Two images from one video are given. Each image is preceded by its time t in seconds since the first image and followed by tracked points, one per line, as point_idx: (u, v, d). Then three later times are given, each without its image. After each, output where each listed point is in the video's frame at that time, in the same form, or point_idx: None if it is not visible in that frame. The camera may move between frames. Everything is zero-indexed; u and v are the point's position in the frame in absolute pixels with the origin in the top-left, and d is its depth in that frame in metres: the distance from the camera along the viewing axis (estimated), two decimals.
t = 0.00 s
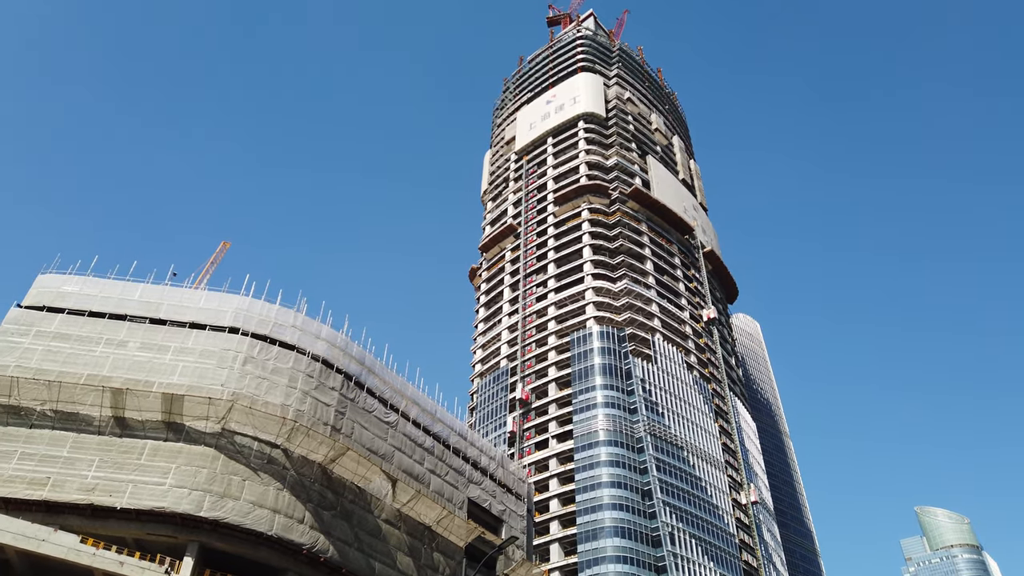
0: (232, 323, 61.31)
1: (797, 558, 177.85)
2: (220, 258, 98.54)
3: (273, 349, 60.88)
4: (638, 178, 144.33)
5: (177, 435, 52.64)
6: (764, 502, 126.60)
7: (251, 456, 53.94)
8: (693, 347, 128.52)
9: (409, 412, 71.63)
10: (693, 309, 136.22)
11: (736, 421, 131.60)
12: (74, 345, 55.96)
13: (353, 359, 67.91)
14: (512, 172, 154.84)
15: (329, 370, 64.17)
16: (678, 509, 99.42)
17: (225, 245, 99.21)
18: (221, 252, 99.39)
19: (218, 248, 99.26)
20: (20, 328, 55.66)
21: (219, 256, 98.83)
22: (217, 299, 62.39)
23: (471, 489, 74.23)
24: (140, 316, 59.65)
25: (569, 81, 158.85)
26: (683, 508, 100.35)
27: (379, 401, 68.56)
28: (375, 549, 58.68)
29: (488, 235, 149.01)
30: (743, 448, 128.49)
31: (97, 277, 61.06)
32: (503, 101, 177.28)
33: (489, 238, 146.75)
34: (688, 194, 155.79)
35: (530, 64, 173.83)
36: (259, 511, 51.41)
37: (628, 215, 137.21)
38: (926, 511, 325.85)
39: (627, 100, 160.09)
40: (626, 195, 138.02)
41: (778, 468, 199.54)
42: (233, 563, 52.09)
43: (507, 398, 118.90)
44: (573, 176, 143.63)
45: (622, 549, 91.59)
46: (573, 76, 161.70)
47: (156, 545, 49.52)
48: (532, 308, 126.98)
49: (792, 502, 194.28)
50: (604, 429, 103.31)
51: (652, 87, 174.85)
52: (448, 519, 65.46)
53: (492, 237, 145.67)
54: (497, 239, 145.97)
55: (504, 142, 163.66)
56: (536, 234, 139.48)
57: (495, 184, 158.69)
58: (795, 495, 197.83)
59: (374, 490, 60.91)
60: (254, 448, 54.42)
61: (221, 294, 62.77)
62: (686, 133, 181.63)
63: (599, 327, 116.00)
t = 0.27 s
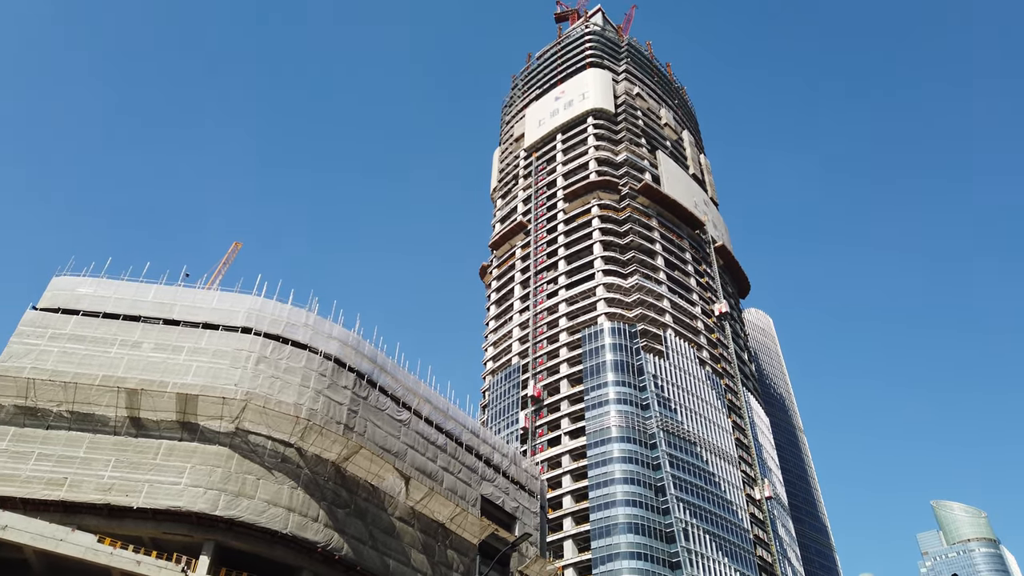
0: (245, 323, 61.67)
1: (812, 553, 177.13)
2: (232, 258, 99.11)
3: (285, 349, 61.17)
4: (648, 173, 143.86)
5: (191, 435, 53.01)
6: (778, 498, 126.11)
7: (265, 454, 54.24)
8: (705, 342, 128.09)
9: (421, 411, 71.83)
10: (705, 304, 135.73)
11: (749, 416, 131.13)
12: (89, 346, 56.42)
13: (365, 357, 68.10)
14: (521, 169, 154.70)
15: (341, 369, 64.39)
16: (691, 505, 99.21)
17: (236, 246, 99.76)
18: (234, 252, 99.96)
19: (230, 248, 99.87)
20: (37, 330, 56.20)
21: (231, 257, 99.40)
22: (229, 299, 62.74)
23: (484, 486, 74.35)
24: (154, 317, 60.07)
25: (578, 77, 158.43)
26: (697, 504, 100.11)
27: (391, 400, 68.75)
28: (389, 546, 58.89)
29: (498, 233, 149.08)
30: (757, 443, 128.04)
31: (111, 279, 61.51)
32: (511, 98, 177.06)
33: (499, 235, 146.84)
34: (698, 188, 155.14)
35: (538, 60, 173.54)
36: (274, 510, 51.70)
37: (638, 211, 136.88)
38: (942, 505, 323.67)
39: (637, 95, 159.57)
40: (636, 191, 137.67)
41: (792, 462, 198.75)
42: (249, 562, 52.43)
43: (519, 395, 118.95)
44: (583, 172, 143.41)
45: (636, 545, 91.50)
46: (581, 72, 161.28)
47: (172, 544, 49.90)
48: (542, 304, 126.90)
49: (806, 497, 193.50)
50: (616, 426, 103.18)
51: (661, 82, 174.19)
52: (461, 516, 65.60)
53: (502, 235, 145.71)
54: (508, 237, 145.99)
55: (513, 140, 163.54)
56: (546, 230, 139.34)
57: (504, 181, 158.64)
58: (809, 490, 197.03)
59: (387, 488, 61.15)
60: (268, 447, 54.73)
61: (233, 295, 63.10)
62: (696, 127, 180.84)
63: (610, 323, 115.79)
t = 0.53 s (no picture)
0: (258, 323, 62.04)
1: (828, 547, 176.33)
2: (245, 258, 99.72)
3: (299, 348, 61.50)
4: (659, 167, 143.36)
5: (206, 434, 53.42)
6: (793, 492, 125.60)
7: (280, 453, 54.58)
8: (718, 337, 127.61)
9: (434, 408, 72.03)
10: (717, 298, 135.22)
11: (764, 410, 130.59)
12: (105, 347, 56.96)
13: (378, 356, 68.35)
14: (531, 165, 154.59)
15: (354, 367, 64.67)
16: (706, 500, 98.95)
17: (249, 246, 100.35)
18: (246, 252, 100.50)
19: (243, 248, 100.45)
20: (53, 332, 56.79)
21: (244, 257, 100.00)
22: (242, 300, 63.13)
23: (498, 483, 74.49)
24: (168, 317, 60.54)
25: (587, 72, 158.01)
26: (711, 498, 99.84)
27: (404, 397, 68.98)
28: (404, 543, 59.15)
29: (509, 229, 149.12)
30: (772, 437, 127.51)
31: (125, 280, 62.03)
32: (520, 94, 176.92)
33: (510, 232, 146.87)
34: (709, 182, 154.44)
35: (547, 56, 173.22)
36: (289, 508, 52.04)
37: (649, 205, 136.47)
38: (959, 498, 321.32)
39: (646, 90, 159.00)
40: (647, 185, 137.23)
41: (808, 456, 197.86)
42: (266, 560, 52.80)
43: (532, 391, 119.04)
44: (593, 167, 143.11)
45: (650, 540, 91.40)
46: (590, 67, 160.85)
47: (190, 543, 50.32)
48: (554, 301, 126.85)
49: (822, 490, 192.58)
50: (630, 421, 103.02)
51: (671, 75, 173.46)
52: (475, 513, 65.76)
53: (513, 232, 145.74)
54: (518, 233, 146.02)
55: (523, 136, 163.41)
56: (557, 226, 139.22)
57: (515, 178, 158.59)
58: (825, 483, 196.15)
59: (401, 486, 61.39)
60: (283, 445, 55.06)
61: (246, 295, 63.48)
62: (706, 121, 179.98)
63: (622, 319, 115.57)
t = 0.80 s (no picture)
0: (271, 322, 62.34)
1: (843, 540, 175.54)
2: (257, 257, 100.26)
3: (311, 346, 61.76)
4: (669, 161, 142.79)
5: (221, 432, 53.77)
6: (808, 485, 125.08)
7: (294, 451, 54.86)
8: (730, 330, 127.09)
9: (446, 404, 72.19)
10: (729, 292, 134.68)
11: (777, 403, 130.05)
12: (119, 347, 57.42)
13: (390, 353, 68.52)
14: (541, 161, 154.40)
15: (367, 365, 64.88)
16: (720, 494, 98.69)
17: (260, 245, 100.88)
18: (258, 251, 100.98)
19: (254, 247, 100.95)
20: (69, 333, 57.31)
21: (256, 256, 100.51)
22: (255, 299, 63.45)
23: (511, 479, 74.59)
24: (182, 317, 60.93)
25: (596, 66, 157.50)
26: (725, 493, 99.57)
27: (417, 394, 69.15)
28: (418, 539, 59.36)
29: (519, 225, 149.08)
30: (785, 431, 126.98)
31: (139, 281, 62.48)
32: (529, 90, 176.64)
33: (520, 228, 146.84)
34: (720, 175, 153.67)
35: (556, 51, 172.79)
36: (304, 505, 52.34)
37: (659, 199, 136.02)
38: (975, 490, 319.16)
39: (655, 83, 158.36)
40: (657, 179, 136.76)
41: (822, 450, 196.98)
42: (281, 557, 53.12)
43: (544, 387, 119.07)
44: (603, 162, 142.72)
45: (664, 535, 91.29)
46: (599, 61, 160.32)
47: (206, 540, 50.68)
48: (565, 296, 126.73)
49: (837, 484, 191.70)
50: (642, 416, 102.87)
51: (680, 69, 172.64)
52: (489, 508, 65.90)
53: (523, 228, 145.71)
54: (528, 229, 145.98)
55: (532, 132, 163.19)
56: (567, 222, 139.00)
57: (524, 174, 158.44)
58: (840, 477, 195.30)
59: (415, 482, 61.57)
60: (297, 443, 55.32)
61: (258, 294, 63.78)
62: (716, 114, 179.06)
63: (634, 314, 115.31)
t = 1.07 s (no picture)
0: (282, 320, 62.58)
1: (858, 533, 174.77)
2: (268, 256, 100.72)
3: (323, 344, 61.97)
4: (678, 155, 142.23)
5: (234, 430, 54.08)
6: (821, 478, 124.56)
7: (307, 448, 55.10)
8: (742, 324, 126.55)
9: (457, 401, 72.30)
10: (740, 285, 134.11)
11: (789, 397, 129.51)
12: (133, 347, 57.84)
13: (401, 350, 68.64)
14: (549, 156, 154.13)
15: (378, 362, 65.04)
16: (733, 488, 98.43)
17: (271, 244, 101.28)
18: (268, 250, 101.37)
19: (265, 246, 101.35)
20: (82, 333, 57.76)
21: (267, 255, 100.93)
22: (265, 297, 63.71)
23: (523, 474, 74.65)
24: (194, 316, 61.29)
25: (604, 60, 156.94)
26: (738, 486, 99.32)
27: (428, 391, 69.28)
28: (431, 535, 59.55)
29: (528, 221, 148.95)
30: (798, 424, 126.46)
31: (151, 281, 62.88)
32: (537, 85, 176.27)
33: (529, 224, 146.75)
34: (730, 168, 152.88)
35: (563, 46, 172.26)
36: (317, 502, 52.60)
37: (669, 193, 135.53)
38: (991, 482, 316.81)
39: (664, 76, 157.65)
40: (666, 173, 136.23)
41: (835, 443, 196.12)
42: (296, 554, 53.42)
43: (555, 382, 119.04)
44: (611, 156, 142.27)
45: (677, 529, 91.19)
46: (607, 55, 159.74)
47: (221, 538, 51.03)
48: (575, 292, 126.53)
49: (851, 477, 190.87)
50: (654, 410, 102.68)
51: (689, 61, 171.78)
52: (501, 504, 66.02)
53: (532, 223, 145.61)
54: (538, 225, 145.86)
55: (540, 127, 162.88)
56: (576, 216, 138.73)
57: (533, 169, 158.22)
58: (853, 469, 194.48)
59: (427, 478, 61.77)
60: (310, 441, 55.57)
61: (268, 292, 64.03)
62: (725, 106, 178.11)
63: (644, 308, 115.01)
